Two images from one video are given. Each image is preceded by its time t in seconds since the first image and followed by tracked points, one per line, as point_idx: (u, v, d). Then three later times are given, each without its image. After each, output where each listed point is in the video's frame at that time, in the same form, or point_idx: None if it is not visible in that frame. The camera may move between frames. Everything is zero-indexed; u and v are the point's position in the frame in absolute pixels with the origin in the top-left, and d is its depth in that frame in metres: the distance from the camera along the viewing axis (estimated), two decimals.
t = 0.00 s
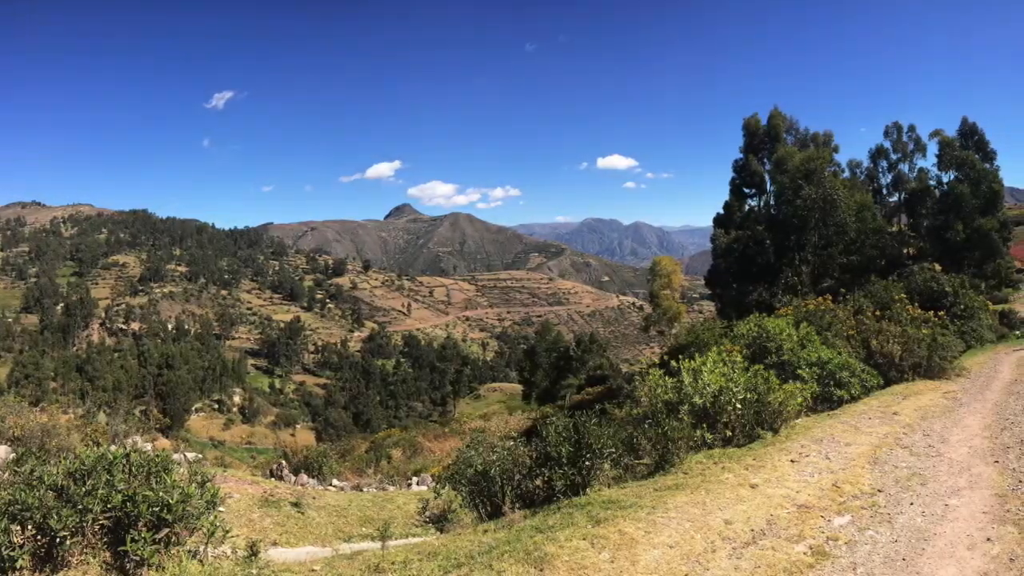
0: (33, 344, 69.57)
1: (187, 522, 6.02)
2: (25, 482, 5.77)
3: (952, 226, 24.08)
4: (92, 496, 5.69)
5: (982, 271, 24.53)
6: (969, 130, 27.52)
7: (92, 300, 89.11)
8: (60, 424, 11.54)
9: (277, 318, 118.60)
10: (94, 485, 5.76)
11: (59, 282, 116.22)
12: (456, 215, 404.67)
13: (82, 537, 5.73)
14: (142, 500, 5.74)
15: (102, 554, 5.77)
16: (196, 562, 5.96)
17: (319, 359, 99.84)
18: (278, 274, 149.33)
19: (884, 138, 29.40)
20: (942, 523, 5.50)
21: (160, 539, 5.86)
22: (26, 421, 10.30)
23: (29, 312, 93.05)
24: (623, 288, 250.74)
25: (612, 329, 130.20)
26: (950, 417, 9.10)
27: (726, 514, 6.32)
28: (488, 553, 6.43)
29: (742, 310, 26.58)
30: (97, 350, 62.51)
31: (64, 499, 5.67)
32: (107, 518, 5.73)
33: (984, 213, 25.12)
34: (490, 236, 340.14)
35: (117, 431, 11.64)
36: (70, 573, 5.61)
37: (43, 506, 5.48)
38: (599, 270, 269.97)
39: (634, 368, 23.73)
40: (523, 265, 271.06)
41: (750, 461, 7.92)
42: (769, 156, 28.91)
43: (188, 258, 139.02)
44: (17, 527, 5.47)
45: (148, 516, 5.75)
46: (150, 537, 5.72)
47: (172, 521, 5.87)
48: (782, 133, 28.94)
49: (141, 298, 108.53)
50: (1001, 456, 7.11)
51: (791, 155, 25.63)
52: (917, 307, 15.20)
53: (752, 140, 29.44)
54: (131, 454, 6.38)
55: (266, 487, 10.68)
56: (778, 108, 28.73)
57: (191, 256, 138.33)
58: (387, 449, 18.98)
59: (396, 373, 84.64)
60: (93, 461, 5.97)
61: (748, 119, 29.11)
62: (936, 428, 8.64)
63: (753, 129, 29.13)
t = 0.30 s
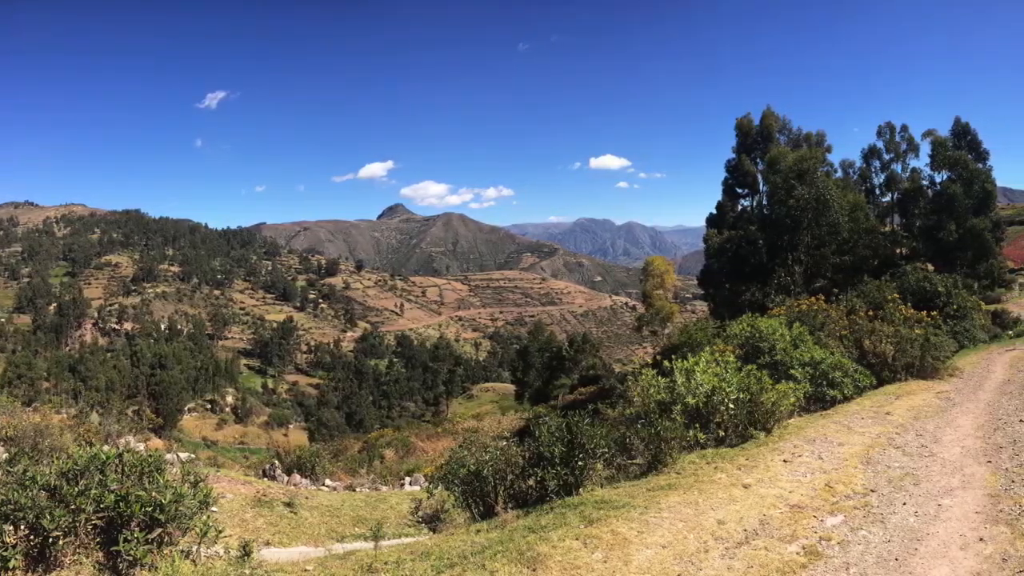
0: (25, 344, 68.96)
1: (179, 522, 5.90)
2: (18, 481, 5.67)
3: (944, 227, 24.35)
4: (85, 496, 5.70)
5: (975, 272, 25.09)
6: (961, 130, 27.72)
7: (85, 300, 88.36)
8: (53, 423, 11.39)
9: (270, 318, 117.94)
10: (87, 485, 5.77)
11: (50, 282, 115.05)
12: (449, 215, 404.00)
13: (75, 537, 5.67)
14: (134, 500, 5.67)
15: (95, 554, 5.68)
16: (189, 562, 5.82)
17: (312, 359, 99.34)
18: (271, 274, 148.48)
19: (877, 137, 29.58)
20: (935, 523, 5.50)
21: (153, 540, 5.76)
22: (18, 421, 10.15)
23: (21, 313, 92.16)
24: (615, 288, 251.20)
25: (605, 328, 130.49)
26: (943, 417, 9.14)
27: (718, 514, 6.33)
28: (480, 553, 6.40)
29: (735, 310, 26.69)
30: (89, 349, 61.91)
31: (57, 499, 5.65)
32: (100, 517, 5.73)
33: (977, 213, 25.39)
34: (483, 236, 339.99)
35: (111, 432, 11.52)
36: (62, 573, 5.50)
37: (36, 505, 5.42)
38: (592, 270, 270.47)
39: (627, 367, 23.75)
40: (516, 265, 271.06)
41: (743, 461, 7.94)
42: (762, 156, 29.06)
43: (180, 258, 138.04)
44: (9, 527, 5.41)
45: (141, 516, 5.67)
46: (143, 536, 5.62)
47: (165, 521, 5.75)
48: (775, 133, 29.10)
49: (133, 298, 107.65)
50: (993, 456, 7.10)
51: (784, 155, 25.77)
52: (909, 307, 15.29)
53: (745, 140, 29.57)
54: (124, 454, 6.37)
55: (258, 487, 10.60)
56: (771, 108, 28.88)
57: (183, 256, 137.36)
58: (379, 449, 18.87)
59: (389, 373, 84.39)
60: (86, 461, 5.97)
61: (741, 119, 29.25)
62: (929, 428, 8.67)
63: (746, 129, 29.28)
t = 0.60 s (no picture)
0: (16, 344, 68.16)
1: (170, 522, 5.75)
2: (7, 480, 5.56)
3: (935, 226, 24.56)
4: (76, 495, 5.53)
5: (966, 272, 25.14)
6: (953, 130, 28.06)
7: (75, 300, 87.41)
8: (44, 423, 11.23)
9: (261, 319, 117.05)
10: (78, 485, 5.58)
11: (40, 282, 113.63)
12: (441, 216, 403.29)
13: (66, 537, 5.55)
14: (125, 500, 5.51)
15: (86, 554, 5.54)
16: (180, 561, 5.77)
17: (303, 359, 98.69)
18: (262, 274, 147.40)
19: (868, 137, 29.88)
20: (925, 523, 5.52)
21: (144, 539, 5.62)
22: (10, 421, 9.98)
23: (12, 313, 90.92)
24: (606, 288, 251.86)
25: (596, 328, 130.82)
26: (934, 417, 9.19)
27: (709, 513, 6.33)
28: (471, 553, 6.35)
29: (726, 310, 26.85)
30: (80, 348, 61.13)
31: (48, 499, 5.48)
32: (91, 517, 5.56)
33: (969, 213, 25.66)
34: (474, 236, 339.71)
35: (102, 432, 11.34)
36: (53, 573, 5.39)
37: (27, 505, 5.33)
38: (583, 270, 271.02)
39: (618, 367, 23.80)
40: (507, 265, 271.02)
41: (734, 461, 7.96)
42: (753, 156, 29.26)
43: (171, 258, 136.77)
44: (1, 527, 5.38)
45: (132, 516, 5.53)
46: (134, 537, 5.47)
47: (156, 521, 5.61)
48: (766, 133, 29.33)
49: (124, 298, 106.50)
50: (984, 456, 7.11)
51: (775, 155, 25.96)
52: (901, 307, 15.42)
53: (736, 140, 29.75)
54: (115, 453, 6.17)
55: (249, 487, 10.50)
56: (762, 108, 29.09)
57: (174, 256, 136.12)
58: (371, 449, 18.74)
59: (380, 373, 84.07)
60: (77, 461, 5.74)
61: (732, 119, 29.45)
62: (920, 428, 8.70)
63: (738, 128, 29.46)
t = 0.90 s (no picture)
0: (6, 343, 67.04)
1: (160, 522, 5.67)
2: None
3: (925, 226, 24.81)
4: (65, 496, 5.39)
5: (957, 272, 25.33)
6: (941, 130, 28.38)
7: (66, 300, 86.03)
8: (33, 423, 11.00)
9: (251, 319, 115.94)
10: (67, 485, 5.43)
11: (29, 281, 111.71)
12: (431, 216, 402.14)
13: (55, 537, 5.43)
14: (115, 500, 5.38)
15: (76, 555, 5.44)
16: (170, 562, 5.70)
17: (293, 359, 97.89)
18: (252, 274, 146.06)
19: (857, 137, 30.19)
20: (916, 523, 5.54)
21: (134, 539, 5.53)
22: None
23: None
24: (596, 288, 252.41)
25: (585, 328, 131.18)
26: (923, 416, 9.27)
27: (698, 513, 6.33)
28: (461, 553, 6.30)
29: (716, 310, 26.99)
30: (69, 348, 60.15)
31: (37, 499, 5.40)
32: (81, 518, 5.39)
33: (958, 214, 25.83)
34: (464, 236, 339.06)
35: (92, 431, 11.14)
36: (47, 572, 5.42)
37: (17, 506, 5.28)
38: (572, 270, 271.73)
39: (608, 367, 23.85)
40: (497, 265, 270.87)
41: (724, 461, 7.99)
42: (742, 156, 29.46)
43: (161, 258, 135.08)
44: None
45: (122, 516, 5.41)
46: (124, 537, 5.38)
47: (146, 522, 5.53)
48: (755, 133, 29.53)
49: (114, 298, 104.93)
50: (973, 456, 7.16)
51: (765, 155, 26.18)
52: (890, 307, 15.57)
53: (726, 140, 29.94)
54: (105, 453, 5.94)
55: (238, 487, 10.37)
56: (752, 108, 29.31)
57: (164, 256, 134.42)
58: (360, 449, 18.59)
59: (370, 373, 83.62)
60: (67, 461, 5.57)
61: (722, 119, 29.64)
62: (910, 428, 8.78)
63: (727, 129, 29.67)
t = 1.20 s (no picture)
0: None
1: (148, 522, 5.62)
2: None
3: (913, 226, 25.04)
4: (53, 496, 5.27)
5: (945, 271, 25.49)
6: (930, 130, 28.79)
7: (54, 300, 84.33)
8: (20, 423, 10.72)
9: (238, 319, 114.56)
10: (55, 485, 5.33)
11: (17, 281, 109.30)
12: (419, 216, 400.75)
13: (44, 537, 5.26)
14: (103, 500, 5.30)
15: (64, 554, 5.30)
16: (158, 562, 5.59)
17: (281, 359, 96.98)
18: (240, 274, 144.42)
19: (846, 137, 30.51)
20: (903, 522, 5.57)
21: (122, 539, 5.47)
22: None
23: None
24: (584, 288, 253.14)
25: (573, 328, 131.54)
26: (911, 417, 9.36)
27: (686, 514, 6.32)
28: (449, 552, 6.24)
29: (704, 310, 27.17)
30: (58, 348, 59.02)
31: (25, 499, 5.27)
32: (69, 518, 5.28)
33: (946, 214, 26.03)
34: (453, 237, 338.02)
35: (80, 432, 10.86)
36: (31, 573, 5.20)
37: (3, 506, 5.11)
38: (560, 270, 272.25)
39: (596, 367, 23.91)
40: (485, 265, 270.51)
41: (712, 461, 8.00)
42: (730, 156, 29.67)
43: (149, 258, 132.98)
44: None
45: (110, 516, 5.33)
46: (112, 537, 5.30)
47: (134, 522, 5.46)
48: (743, 134, 29.77)
49: (102, 298, 102.95)
50: (962, 457, 7.19)
51: (752, 155, 26.42)
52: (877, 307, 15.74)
53: (714, 140, 30.14)
54: (93, 453, 5.84)
55: (226, 487, 10.18)
56: (739, 109, 29.54)
57: (152, 256, 132.30)
58: (349, 449, 18.42)
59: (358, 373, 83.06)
60: (55, 461, 5.48)
61: (710, 119, 29.84)
62: (898, 428, 8.85)
63: (715, 129, 29.87)
